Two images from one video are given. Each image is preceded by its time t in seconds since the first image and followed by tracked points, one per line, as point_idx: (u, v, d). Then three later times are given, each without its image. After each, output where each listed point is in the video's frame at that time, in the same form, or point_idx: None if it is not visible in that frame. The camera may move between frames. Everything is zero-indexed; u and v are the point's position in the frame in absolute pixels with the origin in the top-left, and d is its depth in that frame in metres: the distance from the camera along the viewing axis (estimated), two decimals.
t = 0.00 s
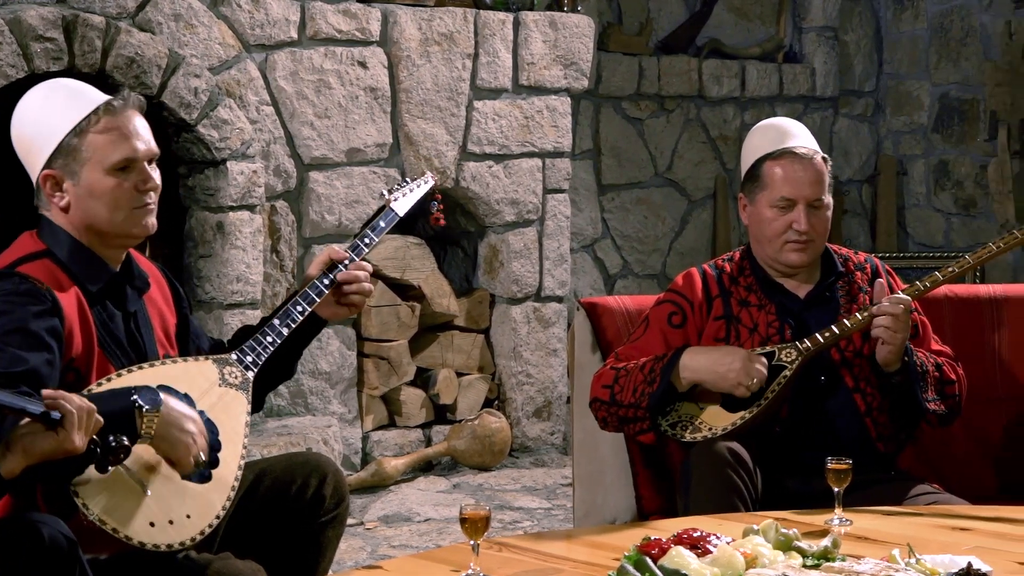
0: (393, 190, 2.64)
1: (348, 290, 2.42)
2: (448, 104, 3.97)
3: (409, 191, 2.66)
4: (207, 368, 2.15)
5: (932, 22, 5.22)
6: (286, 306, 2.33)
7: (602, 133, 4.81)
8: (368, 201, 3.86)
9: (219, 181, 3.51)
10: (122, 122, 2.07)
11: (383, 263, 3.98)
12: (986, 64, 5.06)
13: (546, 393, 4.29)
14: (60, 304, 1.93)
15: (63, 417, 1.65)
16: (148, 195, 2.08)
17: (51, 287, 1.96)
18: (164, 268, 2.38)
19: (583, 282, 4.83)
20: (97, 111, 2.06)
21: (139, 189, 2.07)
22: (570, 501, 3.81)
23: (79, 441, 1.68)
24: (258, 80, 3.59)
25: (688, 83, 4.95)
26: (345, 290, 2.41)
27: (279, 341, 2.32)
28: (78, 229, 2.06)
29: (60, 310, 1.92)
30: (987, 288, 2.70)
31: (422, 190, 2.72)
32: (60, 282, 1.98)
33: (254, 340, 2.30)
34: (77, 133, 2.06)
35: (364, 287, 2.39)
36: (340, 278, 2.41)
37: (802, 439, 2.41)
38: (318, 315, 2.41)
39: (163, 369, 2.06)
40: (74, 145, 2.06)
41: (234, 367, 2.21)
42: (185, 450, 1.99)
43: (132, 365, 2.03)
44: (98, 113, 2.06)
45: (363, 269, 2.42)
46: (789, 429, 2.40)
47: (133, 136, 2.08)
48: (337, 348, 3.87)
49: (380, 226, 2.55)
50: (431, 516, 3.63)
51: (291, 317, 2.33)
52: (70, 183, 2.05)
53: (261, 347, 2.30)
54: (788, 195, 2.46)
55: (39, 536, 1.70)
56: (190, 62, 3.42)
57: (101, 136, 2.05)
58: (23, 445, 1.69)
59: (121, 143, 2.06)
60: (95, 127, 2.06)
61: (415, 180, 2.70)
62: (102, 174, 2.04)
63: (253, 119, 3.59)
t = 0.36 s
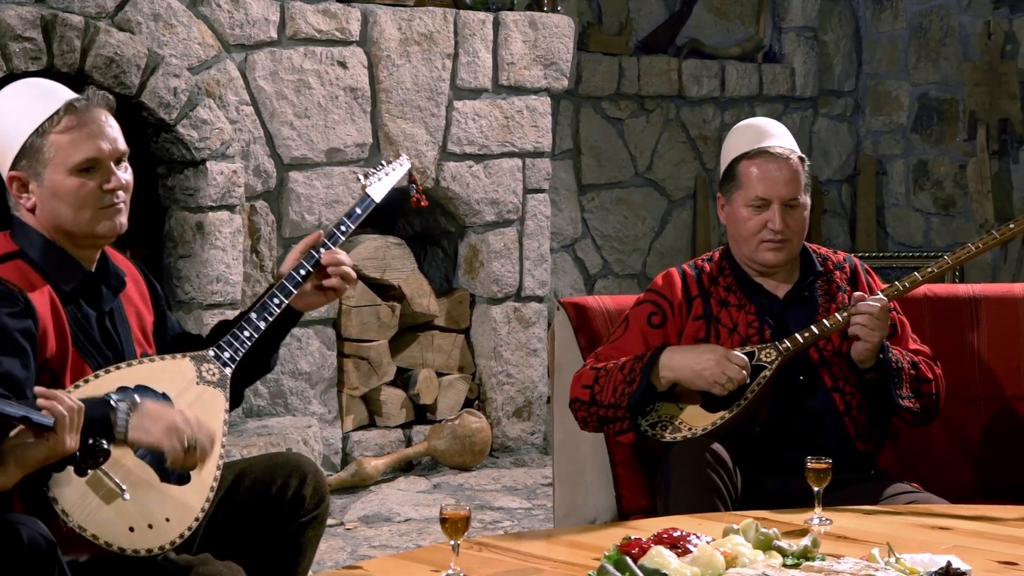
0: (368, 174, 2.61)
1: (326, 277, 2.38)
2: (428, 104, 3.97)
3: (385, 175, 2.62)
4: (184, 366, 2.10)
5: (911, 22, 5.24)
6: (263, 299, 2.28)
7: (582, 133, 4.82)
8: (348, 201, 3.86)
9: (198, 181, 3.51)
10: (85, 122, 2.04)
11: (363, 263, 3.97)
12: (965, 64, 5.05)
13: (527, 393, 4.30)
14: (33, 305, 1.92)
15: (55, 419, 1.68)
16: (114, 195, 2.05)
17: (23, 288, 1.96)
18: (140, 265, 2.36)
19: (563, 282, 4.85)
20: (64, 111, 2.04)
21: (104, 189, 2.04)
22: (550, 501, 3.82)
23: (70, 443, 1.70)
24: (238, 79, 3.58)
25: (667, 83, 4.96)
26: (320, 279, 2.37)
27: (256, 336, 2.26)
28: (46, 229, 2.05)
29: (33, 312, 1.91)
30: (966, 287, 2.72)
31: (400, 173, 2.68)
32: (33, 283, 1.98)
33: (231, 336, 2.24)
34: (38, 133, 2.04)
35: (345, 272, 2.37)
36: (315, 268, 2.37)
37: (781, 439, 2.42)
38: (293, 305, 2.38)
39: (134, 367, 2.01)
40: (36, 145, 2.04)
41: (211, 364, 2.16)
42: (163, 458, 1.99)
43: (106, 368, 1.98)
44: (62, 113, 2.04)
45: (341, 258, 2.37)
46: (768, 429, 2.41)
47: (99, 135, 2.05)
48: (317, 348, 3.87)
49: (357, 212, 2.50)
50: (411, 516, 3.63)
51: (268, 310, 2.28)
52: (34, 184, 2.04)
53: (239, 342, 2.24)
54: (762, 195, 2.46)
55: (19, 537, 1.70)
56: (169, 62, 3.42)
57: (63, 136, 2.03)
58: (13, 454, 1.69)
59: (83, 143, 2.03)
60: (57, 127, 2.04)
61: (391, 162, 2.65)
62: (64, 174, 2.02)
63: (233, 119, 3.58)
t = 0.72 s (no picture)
0: (337, 170, 2.61)
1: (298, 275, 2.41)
2: (409, 104, 3.97)
3: (353, 171, 2.63)
4: (158, 365, 2.11)
5: (890, 22, 5.27)
6: (236, 298, 2.31)
7: (563, 133, 4.82)
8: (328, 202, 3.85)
9: (178, 181, 3.50)
10: (58, 123, 2.03)
11: (343, 263, 3.97)
12: (944, 64, 5.04)
13: (507, 393, 4.30)
14: (9, 308, 1.92)
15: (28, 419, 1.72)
16: (88, 196, 2.04)
17: None
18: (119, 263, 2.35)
19: (543, 282, 4.86)
20: (37, 112, 2.02)
21: (77, 190, 2.03)
22: (531, 501, 3.82)
23: (46, 443, 1.75)
24: (218, 80, 3.57)
25: (648, 83, 4.97)
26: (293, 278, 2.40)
27: (230, 334, 2.26)
28: (20, 230, 2.03)
29: (8, 315, 1.91)
30: (947, 287, 2.73)
31: (367, 169, 2.69)
32: (9, 284, 1.97)
33: (206, 334, 2.24)
34: (10, 135, 2.02)
35: (315, 273, 2.40)
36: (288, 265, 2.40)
37: (761, 439, 2.43)
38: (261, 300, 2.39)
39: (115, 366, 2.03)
40: (8, 146, 2.02)
41: (187, 363, 2.16)
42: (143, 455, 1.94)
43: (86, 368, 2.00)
44: (34, 114, 2.02)
45: (312, 257, 2.40)
46: (749, 428, 2.43)
47: (72, 136, 2.03)
48: (297, 349, 3.85)
49: (325, 208, 2.54)
50: (391, 517, 3.62)
51: (241, 308, 2.30)
52: (8, 185, 2.03)
53: (213, 340, 2.23)
54: (745, 193, 2.47)
55: None
56: (149, 62, 3.41)
57: (36, 137, 2.01)
58: None
59: (56, 144, 2.02)
60: (30, 128, 2.02)
61: (358, 159, 2.66)
62: (37, 176, 2.01)
63: (213, 119, 3.57)
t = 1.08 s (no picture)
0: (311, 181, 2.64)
1: (273, 284, 2.41)
2: (391, 105, 3.96)
3: (327, 182, 2.66)
4: (139, 368, 2.11)
5: (872, 23, 5.29)
6: (215, 303, 2.30)
7: (545, 134, 4.83)
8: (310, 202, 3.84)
9: (160, 182, 3.49)
10: (44, 123, 2.04)
11: (325, 264, 3.96)
12: (926, 64, 5.06)
13: (490, 393, 4.30)
14: None
15: None
16: (73, 196, 2.05)
17: None
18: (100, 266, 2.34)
19: (526, 282, 4.86)
20: (23, 112, 2.03)
21: (62, 190, 2.04)
22: (513, 502, 3.83)
23: (25, 440, 1.74)
24: (200, 80, 3.56)
25: (630, 83, 4.98)
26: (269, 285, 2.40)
27: (209, 339, 2.26)
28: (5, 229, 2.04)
29: None
30: (929, 288, 2.75)
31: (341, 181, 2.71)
32: None
33: (185, 338, 2.24)
34: None
35: (293, 279, 2.39)
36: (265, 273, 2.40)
37: (743, 440, 2.44)
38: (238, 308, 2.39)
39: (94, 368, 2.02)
40: None
41: (167, 366, 2.17)
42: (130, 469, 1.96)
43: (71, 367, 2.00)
44: (20, 114, 2.03)
45: (288, 265, 2.39)
46: (731, 429, 2.44)
47: (58, 136, 2.04)
48: (280, 349, 3.84)
49: (300, 218, 2.55)
50: (374, 518, 3.62)
51: (220, 313, 2.30)
52: None
53: (193, 345, 2.24)
54: (727, 192, 2.48)
55: None
56: (131, 63, 3.40)
57: (22, 136, 2.02)
58: None
59: (42, 144, 2.03)
60: (15, 128, 2.03)
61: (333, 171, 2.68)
62: (22, 175, 2.02)
63: (195, 120, 3.56)
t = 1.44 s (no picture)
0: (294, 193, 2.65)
1: (257, 290, 2.41)
2: (372, 105, 3.96)
3: (310, 195, 2.68)
4: (122, 371, 2.10)
5: (853, 24, 5.32)
6: (198, 309, 2.31)
7: (527, 135, 4.83)
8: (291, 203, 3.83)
9: (141, 183, 3.48)
10: (38, 123, 2.07)
11: (307, 264, 3.96)
12: (907, 65, 5.09)
13: (472, 394, 4.30)
14: None
15: None
16: (61, 198, 2.08)
17: None
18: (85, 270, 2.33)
19: (508, 283, 4.87)
20: (18, 110, 2.06)
21: (52, 190, 2.07)
22: (496, 502, 3.83)
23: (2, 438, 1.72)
24: (181, 81, 3.55)
25: (612, 84, 4.99)
26: (252, 292, 2.41)
27: (192, 344, 2.27)
28: None
29: None
30: (910, 288, 2.77)
31: (322, 194, 2.73)
32: None
33: (168, 343, 2.24)
34: None
35: (275, 287, 2.40)
36: (248, 280, 2.40)
37: (725, 441, 2.45)
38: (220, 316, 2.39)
39: (77, 371, 2.01)
40: None
41: (150, 370, 2.16)
42: (114, 452, 1.94)
43: (53, 368, 1.99)
44: (15, 112, 2.06)
45: (271, 274, 2.40)
46: (712, 430, 2.44)
47: (50, 137, 2.08)
48: (261, 350, 3.83)
49: (283, 229, 2.56)
50: (356, 519, 3.61)
51: (203, 320, 2.31)
52: None
53: (176, 349, 2.24)
54: (710, 192, 2.49)
55: None
56: (111, 64, 3.38)
57: (15, 135, 2.05)
58: None
59: (35, 144, 2.06)
60: (9, 126, 2.06)
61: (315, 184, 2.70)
62: (14, 174, 2.05)
63: (176, 121, 3.55)
